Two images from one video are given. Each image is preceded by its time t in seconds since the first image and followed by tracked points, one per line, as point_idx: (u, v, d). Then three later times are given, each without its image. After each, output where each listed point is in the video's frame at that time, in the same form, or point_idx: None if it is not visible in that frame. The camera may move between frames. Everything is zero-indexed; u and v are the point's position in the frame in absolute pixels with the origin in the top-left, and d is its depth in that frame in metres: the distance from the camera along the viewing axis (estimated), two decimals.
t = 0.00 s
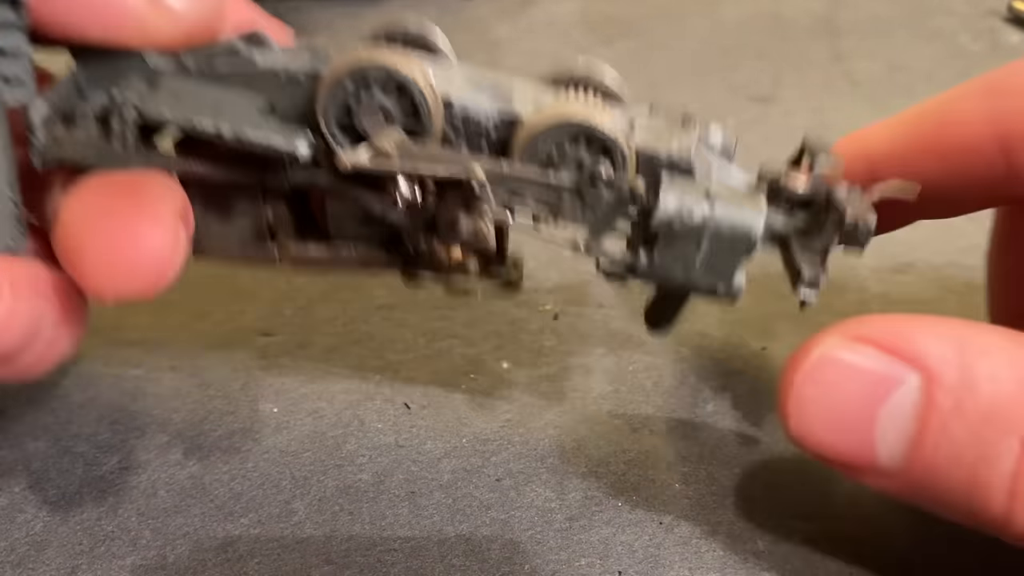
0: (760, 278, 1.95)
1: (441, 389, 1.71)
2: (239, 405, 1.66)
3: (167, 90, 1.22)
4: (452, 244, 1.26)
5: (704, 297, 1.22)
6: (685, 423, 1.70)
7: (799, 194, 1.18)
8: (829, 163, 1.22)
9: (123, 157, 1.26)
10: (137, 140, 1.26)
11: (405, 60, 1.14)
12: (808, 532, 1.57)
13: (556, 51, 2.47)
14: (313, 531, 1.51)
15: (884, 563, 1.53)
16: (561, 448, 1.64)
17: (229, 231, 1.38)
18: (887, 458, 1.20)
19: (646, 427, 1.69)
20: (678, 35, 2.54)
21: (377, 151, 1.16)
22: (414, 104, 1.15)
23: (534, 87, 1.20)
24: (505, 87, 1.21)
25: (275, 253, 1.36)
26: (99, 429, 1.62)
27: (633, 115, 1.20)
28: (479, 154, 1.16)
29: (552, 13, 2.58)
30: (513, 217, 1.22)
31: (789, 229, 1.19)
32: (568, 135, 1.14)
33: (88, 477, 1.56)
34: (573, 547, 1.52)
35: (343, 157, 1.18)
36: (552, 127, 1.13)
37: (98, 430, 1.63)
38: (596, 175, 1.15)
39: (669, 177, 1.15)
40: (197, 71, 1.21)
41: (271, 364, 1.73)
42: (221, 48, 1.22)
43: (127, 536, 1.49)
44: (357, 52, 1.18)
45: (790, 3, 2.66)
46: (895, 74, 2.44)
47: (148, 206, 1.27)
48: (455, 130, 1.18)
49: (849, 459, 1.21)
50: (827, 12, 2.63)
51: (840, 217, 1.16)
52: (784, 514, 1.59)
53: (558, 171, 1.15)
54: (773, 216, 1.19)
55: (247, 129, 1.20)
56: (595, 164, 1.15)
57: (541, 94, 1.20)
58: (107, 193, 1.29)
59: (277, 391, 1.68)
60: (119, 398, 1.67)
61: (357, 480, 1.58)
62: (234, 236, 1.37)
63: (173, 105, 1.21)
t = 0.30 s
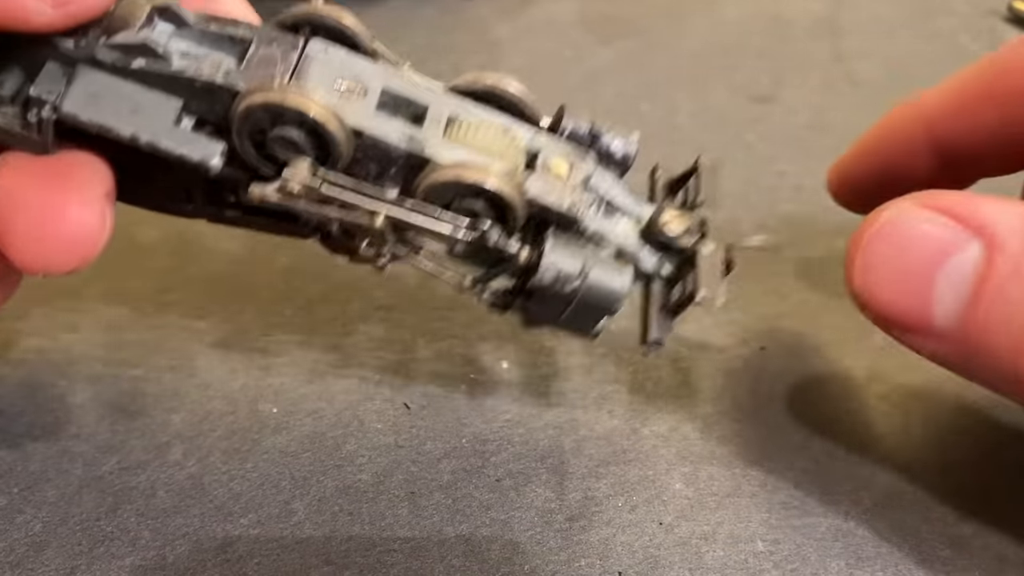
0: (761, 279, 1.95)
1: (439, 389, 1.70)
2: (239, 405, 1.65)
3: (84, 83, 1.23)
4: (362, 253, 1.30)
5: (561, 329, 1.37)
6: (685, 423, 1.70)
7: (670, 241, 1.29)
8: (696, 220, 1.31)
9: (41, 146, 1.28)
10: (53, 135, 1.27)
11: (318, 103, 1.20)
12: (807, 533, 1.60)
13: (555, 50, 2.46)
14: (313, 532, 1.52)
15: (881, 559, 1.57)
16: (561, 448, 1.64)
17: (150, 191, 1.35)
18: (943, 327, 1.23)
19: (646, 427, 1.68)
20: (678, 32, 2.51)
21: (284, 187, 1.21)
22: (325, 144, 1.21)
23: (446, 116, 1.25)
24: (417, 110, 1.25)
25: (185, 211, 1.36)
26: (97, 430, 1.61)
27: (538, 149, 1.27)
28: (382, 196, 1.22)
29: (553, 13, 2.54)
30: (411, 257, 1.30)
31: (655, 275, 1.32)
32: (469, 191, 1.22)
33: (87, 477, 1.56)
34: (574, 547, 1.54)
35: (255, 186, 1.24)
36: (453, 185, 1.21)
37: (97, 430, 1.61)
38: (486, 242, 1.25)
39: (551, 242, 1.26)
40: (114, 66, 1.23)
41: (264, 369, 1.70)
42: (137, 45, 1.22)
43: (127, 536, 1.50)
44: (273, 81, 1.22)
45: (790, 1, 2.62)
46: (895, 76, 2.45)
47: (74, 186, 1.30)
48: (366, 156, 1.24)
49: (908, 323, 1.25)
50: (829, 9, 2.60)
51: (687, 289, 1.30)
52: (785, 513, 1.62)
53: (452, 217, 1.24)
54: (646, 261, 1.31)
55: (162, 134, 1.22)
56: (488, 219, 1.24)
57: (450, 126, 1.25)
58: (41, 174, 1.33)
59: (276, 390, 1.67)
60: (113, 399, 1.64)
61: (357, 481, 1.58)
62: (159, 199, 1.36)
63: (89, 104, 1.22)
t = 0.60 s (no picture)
0: (760, 282, 1.96)
1: (434, 388, 1.68)
2: (239, 406, 1.65)
3: (79, 151, 1.20)
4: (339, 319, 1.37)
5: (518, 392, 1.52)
6: (686, 424, 1.70)
7: (626, 317, 1.47)
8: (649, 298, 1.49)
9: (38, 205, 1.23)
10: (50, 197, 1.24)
11: (301, 183, 1.22)
12: (807, 533, 1.60)
13: (555, 51, 2.46)
14: (314, 532, 1.52)
15: (880, 558, 1.58)
16: (561, 448, 1.64)
17: (138, 244, 1.35)
18: None
19: (646, 427, 1.68)
20: (678, 33, 2.52)
21: (266, 258, 1.25)
22: (307, 223, 1.26)
23: (420, 194, 1.31)
24: (395, 188, 1.31)
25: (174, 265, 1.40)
26: (97, 429, 1.61)
27: (506, 228, 1.37)
28: (358, 273, 1.30)
29: (553, 13, 2.54)
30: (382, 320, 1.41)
31: (611, 345, 1.49)
32: (439, 269, 1.30)
33: (88, 477, 1.56)
34: (574, 547, 1.54)
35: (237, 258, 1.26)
36: (425, 262, 1.28)
37: (97, 431, 1.61)
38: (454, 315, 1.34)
39: (516, 317, 1.38)
40: (110, 138, 1.21)
41: (263, 370, 1.69)
42: (132, 119, 1.20)
43: (127, 537, 1.50)
44: (263, 161, 1.23)
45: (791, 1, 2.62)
46: (895, 76, 2.45)
47: (65, 238, 1.22)
48: (346, 229, 1.30)
49: None
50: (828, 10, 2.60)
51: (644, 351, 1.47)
52: (785, 512, 1.61)
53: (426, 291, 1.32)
54: (605, 333, 1.48)
55: (154, 207, 1.21)
56: (456, 295, 1.33)
57: (424, 204, 1.32)
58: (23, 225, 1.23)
59: (275, 391, 1.67)
60: (113, 399, 1.64)
61: (357, 481, 1.58)
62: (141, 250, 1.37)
63: (84, 174, 1.20)
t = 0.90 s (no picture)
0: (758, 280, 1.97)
1: (434, 388, 1.71)
2: (240, 404, 1.66)
3: (134, 121, 1.19)
4: (397, 289, 1.37)
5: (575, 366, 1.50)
6: (685, 422, 1.71)
7: (680, 289, 1.48)
8: (702, 271, 1.49)
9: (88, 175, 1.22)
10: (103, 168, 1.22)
11: (363, 146, 1.21)
12: (805, 531, 1.58)
13: (555, 51, 2.48)
14: (313, 530, 1.51)
15: (880, 556, 1.56)
16: (560, 446, 1.65)
17: (185, 224, 1.37)
18: None
19: (645, 425, 1.69)
20: (676, 35, 2.55)
21: (326, 224, 1.24)
22: (367, 187, 1.24)
23: (474, 165, 1.32)
24: (450, 159, 1.31)
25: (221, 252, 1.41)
26: (99, 427, 1.61)
27: (559, 199, 1.37)
28: (417, 238, 1.28)
29: (553, 13, 2.59)
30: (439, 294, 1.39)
31: (669, 318, 1.49)
32: (499, 233, 1.28)
33: (88, 475, 1.56)
34: (573, 545, 1.53)
35: (296, 225, 1.24)
36: (483, 226, 1.26)
37: (98, 429, 1.61)
38: (515, 280, 1.32)
39: (575, 283, 1.36)
40: (165, 107, 1.21)
41: (266, 368, 1.71)
42: (188, 89, 1.20)
43: (127, 534, 1.49)
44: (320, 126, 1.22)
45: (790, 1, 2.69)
46: (895, 76, 2.47)
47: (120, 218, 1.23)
48: (402, 200, 1.29)
49: None
50: (824, 14, 2.65)
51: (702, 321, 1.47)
52: (784, 510, 1.60)
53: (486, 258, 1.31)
54: (661, 307, 1.48)
55: (210, 175, 1.19)
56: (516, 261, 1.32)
57: (479, 174, 1.32)
58: (76, 202, 1.22)
59: (277, 390, 1.69)
60: (114, 398, 1.65)
61: (357, 479, 1.58)
62: (192, 233, 1.38)
63: (140, 143, 1.18)
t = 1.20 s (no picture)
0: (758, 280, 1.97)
1: (436, 389, 1.71)
2: (239, 405, 1.66)
3: (135, 122, 1.19)
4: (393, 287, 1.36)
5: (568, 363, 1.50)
6: (685, 423, 1.71)
7: (670, 287, 1.47)
8: (692, 270, 1.49)
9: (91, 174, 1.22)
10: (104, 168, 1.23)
11: (362, 147, 1.21)
12: (805, 532, 1.57)
13: (555, 52, 2.48)
14: (313, 531, 1.51)
15: (880, 557, 1.55)
16: (560, 447, 1.65)
17: (184, 222, 1.38)
18: None
19: (645, 426, 1.69)
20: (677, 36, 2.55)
21: (325, 224, 1.22)
22: (364, 187, 1.24)
23: (470, 166, 1.32)
24: (446, 160, 1.32)
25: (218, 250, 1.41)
26: (99, 428, 1.61)
27: (553, 199, 1.38)
28: (414, 237, 1.27)
29: (553, 13, 2.59)
30: (434, 292, 1.40)
31: (658, 316, 1.49)
32: (494, 233, 1.29)
33: (87, 476, 1.56)
34: (573, 546, 1.53)
35: (296, 224, 1.23)
36: (479, 226, 1.27)
37: (97, 429, 1.61)
38: (510, 279, 1.32)
39: (568, 282, 1.37)
40: (166, 108, 1.20)
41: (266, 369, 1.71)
42: (189, 90, 1.20)
43: (127, 535, 1.49)
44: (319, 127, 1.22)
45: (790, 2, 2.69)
46: (896, 76, 2.47)
47: (119, 217, 1.24)
48: (399, 200, 1.29)
49: None
50: (824, 15, 2.65)
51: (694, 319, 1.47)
52: (784, 511, 1.60)
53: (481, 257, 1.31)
54: (651, 305, 1.48)
55: (210, 175, 1.19)
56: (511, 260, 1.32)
57: (474, 175, 1.32)
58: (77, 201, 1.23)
59: (276, 391, 1.68)
60: (113, 399, 1.65)
61: (356, 479, 1.58)
62: (193, 234, 1.39)
63: (141, 143, 1.18)
